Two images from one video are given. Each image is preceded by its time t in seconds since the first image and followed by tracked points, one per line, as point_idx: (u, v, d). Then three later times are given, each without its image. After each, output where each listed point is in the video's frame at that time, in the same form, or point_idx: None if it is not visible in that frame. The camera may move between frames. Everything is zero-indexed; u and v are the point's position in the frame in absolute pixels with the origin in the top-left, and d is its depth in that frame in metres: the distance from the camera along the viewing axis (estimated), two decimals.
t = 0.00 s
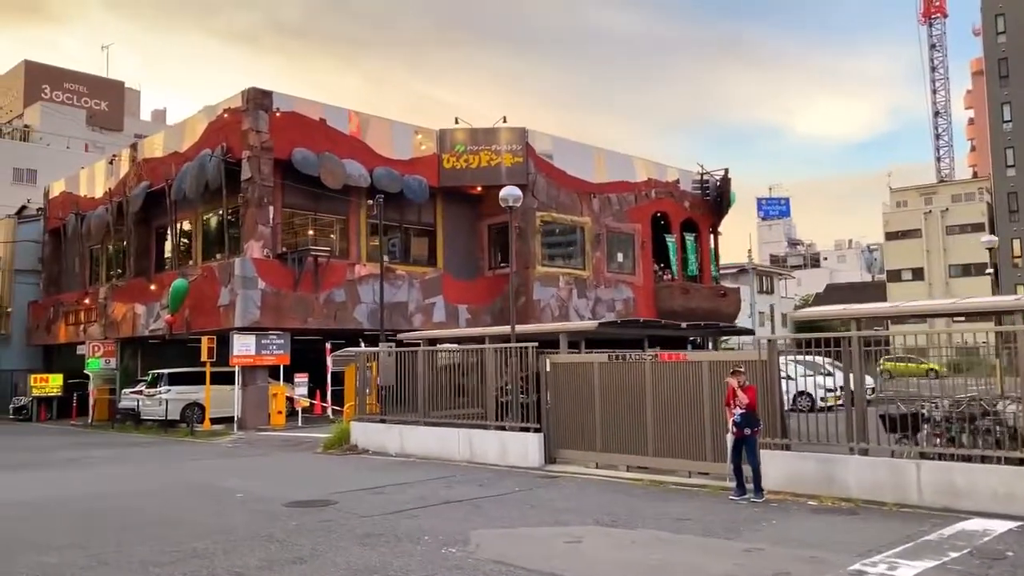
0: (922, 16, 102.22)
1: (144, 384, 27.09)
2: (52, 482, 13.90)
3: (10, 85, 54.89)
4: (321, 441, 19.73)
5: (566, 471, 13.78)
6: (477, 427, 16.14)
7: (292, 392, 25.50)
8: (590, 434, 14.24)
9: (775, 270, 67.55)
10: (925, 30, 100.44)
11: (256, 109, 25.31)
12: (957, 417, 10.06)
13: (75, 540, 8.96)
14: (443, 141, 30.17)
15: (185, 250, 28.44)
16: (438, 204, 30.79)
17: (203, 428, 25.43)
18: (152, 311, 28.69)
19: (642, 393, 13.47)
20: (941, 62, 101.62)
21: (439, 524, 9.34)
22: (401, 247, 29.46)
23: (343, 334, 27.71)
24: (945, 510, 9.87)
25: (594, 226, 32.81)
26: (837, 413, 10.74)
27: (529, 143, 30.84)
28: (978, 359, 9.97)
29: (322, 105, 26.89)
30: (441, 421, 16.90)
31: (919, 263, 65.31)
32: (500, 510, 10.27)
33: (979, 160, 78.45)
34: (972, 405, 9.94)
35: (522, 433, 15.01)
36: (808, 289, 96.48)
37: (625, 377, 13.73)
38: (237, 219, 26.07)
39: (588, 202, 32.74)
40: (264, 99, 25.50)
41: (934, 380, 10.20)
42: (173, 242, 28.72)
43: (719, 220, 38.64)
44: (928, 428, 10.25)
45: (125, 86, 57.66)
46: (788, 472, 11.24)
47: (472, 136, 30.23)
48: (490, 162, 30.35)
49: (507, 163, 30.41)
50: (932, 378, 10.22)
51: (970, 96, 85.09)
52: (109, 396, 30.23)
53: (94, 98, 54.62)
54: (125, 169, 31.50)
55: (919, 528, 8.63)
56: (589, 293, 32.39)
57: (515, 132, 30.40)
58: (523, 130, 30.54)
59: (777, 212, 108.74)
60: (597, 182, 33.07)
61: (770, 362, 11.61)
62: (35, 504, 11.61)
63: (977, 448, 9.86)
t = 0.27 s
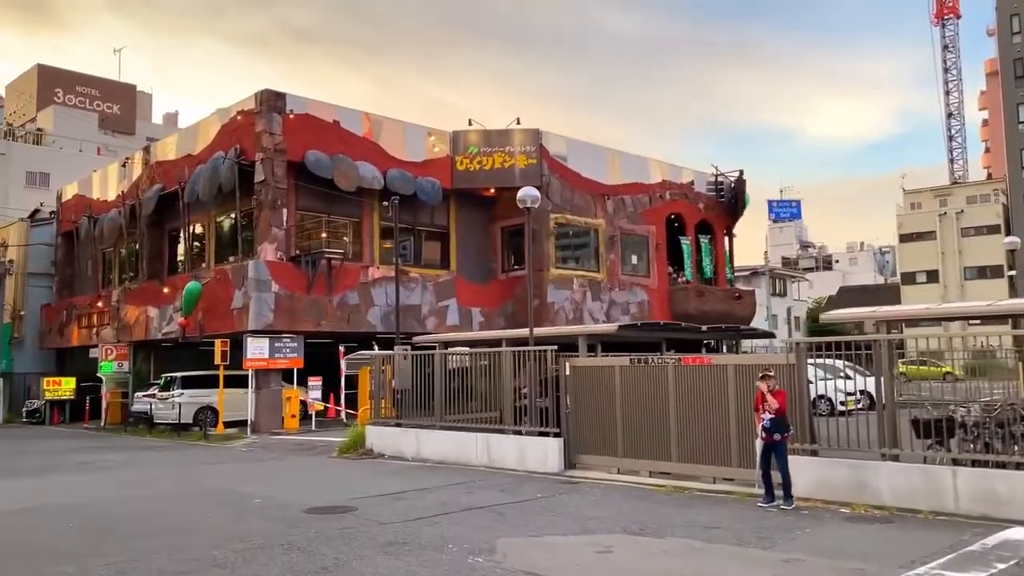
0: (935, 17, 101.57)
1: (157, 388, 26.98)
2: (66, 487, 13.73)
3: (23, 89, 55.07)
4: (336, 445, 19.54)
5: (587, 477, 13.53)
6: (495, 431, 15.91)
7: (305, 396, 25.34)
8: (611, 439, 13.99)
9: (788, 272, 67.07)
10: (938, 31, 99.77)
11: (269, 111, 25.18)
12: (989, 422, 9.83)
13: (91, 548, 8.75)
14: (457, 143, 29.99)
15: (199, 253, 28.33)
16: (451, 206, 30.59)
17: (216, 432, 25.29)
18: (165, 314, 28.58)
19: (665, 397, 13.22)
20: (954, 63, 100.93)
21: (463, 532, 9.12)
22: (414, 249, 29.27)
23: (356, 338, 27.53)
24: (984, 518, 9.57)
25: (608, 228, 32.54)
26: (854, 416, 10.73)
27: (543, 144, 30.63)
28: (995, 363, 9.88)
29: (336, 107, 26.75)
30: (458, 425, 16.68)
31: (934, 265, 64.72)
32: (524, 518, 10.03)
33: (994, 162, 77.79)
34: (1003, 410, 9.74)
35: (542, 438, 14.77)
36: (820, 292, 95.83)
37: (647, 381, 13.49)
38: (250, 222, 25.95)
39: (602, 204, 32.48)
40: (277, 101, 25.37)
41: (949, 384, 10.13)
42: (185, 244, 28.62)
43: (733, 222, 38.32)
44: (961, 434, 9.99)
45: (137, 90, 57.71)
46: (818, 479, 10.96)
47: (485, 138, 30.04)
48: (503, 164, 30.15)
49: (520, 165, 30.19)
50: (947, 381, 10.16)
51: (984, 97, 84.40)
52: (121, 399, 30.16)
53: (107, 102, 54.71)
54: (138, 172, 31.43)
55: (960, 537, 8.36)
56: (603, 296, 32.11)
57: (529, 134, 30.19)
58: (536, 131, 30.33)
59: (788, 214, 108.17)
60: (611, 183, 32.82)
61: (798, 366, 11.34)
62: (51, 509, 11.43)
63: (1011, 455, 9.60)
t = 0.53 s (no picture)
0: (948, 16, 100.92)
1: (170, 388, 26.87)
2: (82, 488, 13.57)
3: (35, 90, 55.25)
4: (352, 446, 19.34)
5: (610, 478, 13.29)
6: (513, 432, 15.68)
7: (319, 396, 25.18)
8: (634, 439, 13.76)
9: (800, 273, 66.64)
10: (951, 30, 99.10)
11: (283, 110, 25.06)
12: None
13: (110, 549, 8.58)
14: (470, 142, 29.81)
15: (212, 253, 28.23)
16: (465, 205, 30.39)
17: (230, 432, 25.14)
18: (178, 314, 28.48)
19: (690, 396, 12.98)
20: (967, 62, 100.26)
21: (488, 534, 8.90)
22: (427, 249, 29.08)
23: (370, 338, 27.35)
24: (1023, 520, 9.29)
25: (622, 228, 32.27)
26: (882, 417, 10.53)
27: (557, 143, 30.40)
28: (1012, 364, 9.71)
29: (350, 106, 26.61)
30: (476, 425, 16.46)
31: (948, 266, 64.21)
32: (550, 519, 9.81)
33: (1008, 162, 77.15)
34: None
35: (562, 438, 14.53)
36: (832, 293, 95.26)
37: (671, 380, 13.26)
38: (264, 221, 25.82)
39: (616, 204, 32.21)
40: (291, 100, 25.23)
41: (969, 385, 9.99)
42: (198, 244, 28.52)
43: (748, 222, 38.01)
44: (996, 434, 9.73)
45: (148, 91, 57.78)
46: (850, 480, 10.70)
47: (499, 137, 29.83)
48: (517, 163, 29.93)
49: (534, 164, 29.96)
50: (964, 382, 10.05)
51: (998, 97, 83.72)
52: (134, 400, 30.07)
53: (119, 103, 54.79)
54: (150, 172, 31.36)
55: (1003, 540, 8.09)
56: (617, 296, 31.84)
57: (542, 133, 29.98)
58: (550, 130, 30.11)
59: (800, 215, 107.63)
60: (625, 183, 32.57)
61: (827, 364, 11.09)
62: (67, 510, 11.26)
63: None
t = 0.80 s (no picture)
0: (960, 16, 100.29)
1: (183, 390, 26.74)
2: (99, 491, 13.42)
3: (46, 91, 55.34)
4: (368, 448, 19.15)
5: (634, 483, 13.04)
6: (533, 435, 15.45)
7: (333, 398, 25.02)
8: (657, 442, 13.50)
9: (813, 274, 66.22)
10: (963, 29, 98.49)
11: (296, 111, 24.92)
12: None
13: (133, 556, 8.41)
14: (483, 143, 29.61)
15: (225, 254, 28.12)
16: (478, 206, 30.19)
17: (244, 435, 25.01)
18: (191, 316, 28.36)
19: (715, 398, 12.72)
20: (979, 62, 99.67)
21: (517, 540, 8.69)
22: (440, 250, 28.89)
23: (383, 339, 27.17)
24: None
25: (636, 228, 31.99)
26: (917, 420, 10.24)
27: (570, 143, 30.16)
28: None
29: (363, 107, 26.45)
30: (494, 428, 16.23)
31: (962, 266, 63.69)
32: (578, 525, 9.59)
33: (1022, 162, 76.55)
34: None
35: (583, 442, 14.27)
36: (843, 294, 94.71)
37: (696, 382, 13.00)
38: (277, 222, 25.68)
39: (630, 204, 31.96)
40: (304, 100, 25.09)
41: (984, 387, 9.77)
42: (211, 246, 28.40)
43: (762, 222, 37.72)
44: None
45: (159, 92, 57.78)
46: (884, 486, 10.43)
47: (512, 137, 29.63)
48: (530, 163, 29.72)
49: (548, 164, 29.73)
50: (982, 384, 9.81)
51: (1011, 96, 83.12)
52: (146, 402, 29.98)
53: (129, 105, 54.80)
54: (162, 173, 31.28)
55: None
56: (632, 297, 31.57)
57: (556, 133, 29.76)
58: (564, 130, 29.88)
59: (811, 216, 107.08)
60: (639, 183, 32.32)
61: (859, 367, 10.82)
62: (85, 514, 11.10)
63: None
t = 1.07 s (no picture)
0: (970, 14, 99.66)
1: (193, 390, 26.58)
2: (112, 491, 13.22)
3: (56, 91, 55.34)
4: (382, 448, 18.94)
5: (655, 484, 12.77)
6: (550, 435, 15.19)
7: (345, 398, 24.82)
8: (679, 443, 13.24)
9: (823, 273, 65.83)
10: (974, 28, 97.86)
11: (308, 109, 24.74)
12: None
13: (149, 557, 8.19)
14: (495, 141, 29.38)
15: (236, 253, 27.96)
16: (489, 205, 29.97)
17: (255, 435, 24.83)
18: (201, 315, 28.20)
19: (739, 398, 12.46)
20: (990, 60, 99.07)
21: (543, 542, 8.47)
22: (452, 248, 28.68)
23: (394, 339, 26.99)
24: None
25: (649, 227, 31.71)
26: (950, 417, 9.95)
27: (583, 141, 29.91)
28: None
29: (374, 104, 26.25)
30: (511, 428, 15.99)
31: (974, 266, 63.16)
32: (603, 527, 9.34)
33: None
34: None
35: (603, 442, 14.00)
36: (854, 294, 94.21)
37: (719, 382, 12.74)
38: (288, 221, 25.50)
39: (643, 202, 31.69)
40: (316, 98, 24.91)
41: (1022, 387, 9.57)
42: (222, 245, 28.24)
43: (775, 221, 37.41)
44: None
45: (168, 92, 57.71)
46: (917, 486, 10.16)
47: (524, 135, 29.41)
48: (543, 161, 29.49)
49: (560, 162, 29.50)
50: (1000, 386, 9.73)
51: None
52: (157, 402, 29.79)
53: (139, 104, 54.77)
54: (173, 172, 31.16)
55: None
56: (644, 297, 31.31)
57: (568, 131, 29.53)
58: (577, 128, 29.64)
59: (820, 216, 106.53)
60: (652, 181, 32.04)
61: (890, 365, 10.56)
62: (99, 515, 10.90)
63: None
